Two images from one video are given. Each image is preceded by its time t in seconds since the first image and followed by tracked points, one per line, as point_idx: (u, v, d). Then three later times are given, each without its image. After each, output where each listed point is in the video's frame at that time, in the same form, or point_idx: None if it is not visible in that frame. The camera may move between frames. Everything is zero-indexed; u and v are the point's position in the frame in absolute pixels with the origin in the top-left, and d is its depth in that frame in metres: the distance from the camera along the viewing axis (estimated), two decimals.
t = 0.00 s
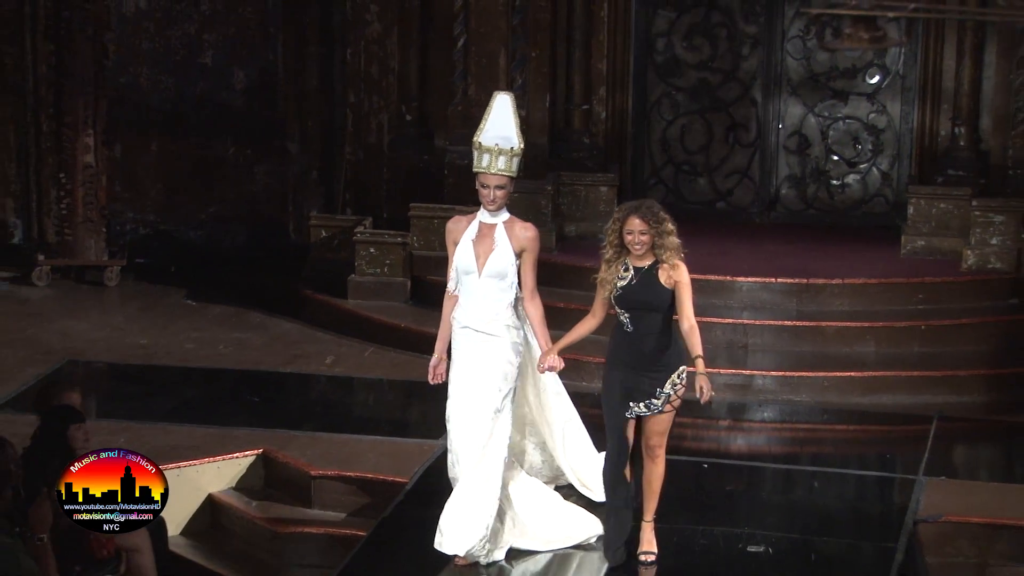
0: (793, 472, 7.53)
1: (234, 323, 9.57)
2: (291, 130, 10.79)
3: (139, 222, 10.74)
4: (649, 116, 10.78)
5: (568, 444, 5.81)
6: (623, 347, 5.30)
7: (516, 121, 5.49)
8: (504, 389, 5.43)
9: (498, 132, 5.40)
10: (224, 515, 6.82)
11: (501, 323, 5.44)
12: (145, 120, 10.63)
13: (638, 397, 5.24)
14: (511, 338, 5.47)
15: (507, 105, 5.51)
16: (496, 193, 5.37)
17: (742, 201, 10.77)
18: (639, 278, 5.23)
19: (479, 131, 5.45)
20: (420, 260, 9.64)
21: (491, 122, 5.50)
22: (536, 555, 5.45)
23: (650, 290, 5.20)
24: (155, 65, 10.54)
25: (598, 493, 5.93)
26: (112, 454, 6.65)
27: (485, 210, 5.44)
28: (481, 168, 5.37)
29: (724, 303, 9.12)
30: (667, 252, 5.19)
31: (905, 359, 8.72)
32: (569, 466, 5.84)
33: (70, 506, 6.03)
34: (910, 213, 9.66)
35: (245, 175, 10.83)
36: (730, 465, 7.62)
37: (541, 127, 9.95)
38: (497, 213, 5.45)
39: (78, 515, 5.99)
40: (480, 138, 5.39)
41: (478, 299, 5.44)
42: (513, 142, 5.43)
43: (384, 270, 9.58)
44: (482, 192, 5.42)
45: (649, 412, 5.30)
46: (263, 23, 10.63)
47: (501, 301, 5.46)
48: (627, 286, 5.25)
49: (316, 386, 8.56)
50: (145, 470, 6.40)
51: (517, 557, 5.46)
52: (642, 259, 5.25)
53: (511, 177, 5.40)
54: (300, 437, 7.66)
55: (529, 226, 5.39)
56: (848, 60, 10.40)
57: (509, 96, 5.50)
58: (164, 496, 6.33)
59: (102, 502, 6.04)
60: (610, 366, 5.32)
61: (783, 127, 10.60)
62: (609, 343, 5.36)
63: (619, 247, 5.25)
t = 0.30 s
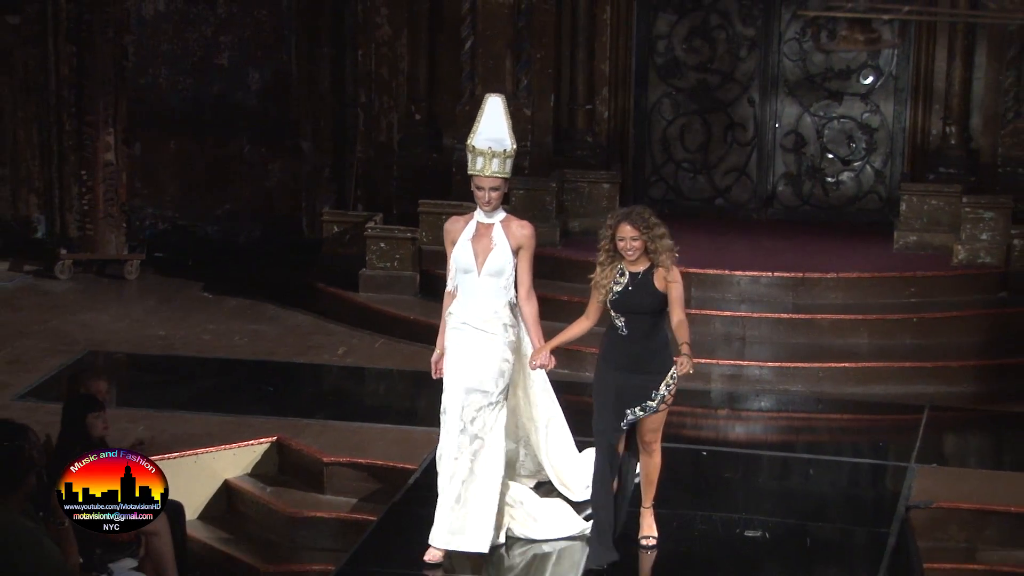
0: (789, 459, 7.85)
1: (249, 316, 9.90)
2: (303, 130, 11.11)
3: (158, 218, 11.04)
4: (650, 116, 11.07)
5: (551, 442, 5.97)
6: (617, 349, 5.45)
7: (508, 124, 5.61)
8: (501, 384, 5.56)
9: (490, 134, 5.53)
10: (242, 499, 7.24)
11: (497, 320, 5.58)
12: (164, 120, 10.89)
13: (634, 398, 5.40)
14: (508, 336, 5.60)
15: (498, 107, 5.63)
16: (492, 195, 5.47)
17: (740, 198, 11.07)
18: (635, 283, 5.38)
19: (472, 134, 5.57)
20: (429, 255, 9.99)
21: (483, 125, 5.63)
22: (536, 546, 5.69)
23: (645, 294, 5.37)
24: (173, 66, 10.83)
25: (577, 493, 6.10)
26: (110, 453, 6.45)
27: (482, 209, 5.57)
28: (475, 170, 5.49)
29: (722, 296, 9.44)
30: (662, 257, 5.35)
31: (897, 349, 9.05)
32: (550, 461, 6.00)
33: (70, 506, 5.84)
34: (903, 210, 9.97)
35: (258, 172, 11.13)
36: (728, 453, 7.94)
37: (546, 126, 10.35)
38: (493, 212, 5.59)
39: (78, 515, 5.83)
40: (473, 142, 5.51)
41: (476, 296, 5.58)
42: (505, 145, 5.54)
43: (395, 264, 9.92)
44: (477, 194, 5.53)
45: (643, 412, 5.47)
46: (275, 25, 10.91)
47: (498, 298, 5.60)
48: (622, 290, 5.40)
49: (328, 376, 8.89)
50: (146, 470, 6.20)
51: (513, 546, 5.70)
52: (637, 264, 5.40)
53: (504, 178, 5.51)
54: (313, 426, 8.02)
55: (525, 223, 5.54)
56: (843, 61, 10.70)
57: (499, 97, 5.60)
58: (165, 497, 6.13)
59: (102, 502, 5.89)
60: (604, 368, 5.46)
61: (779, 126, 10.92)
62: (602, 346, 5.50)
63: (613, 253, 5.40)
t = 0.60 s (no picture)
0: (788, 449, 8.10)
1: (262, 309, 10.16)
2: (314, 129, 11.35)
3: (173, 213, 11.25)
4: (652, 115, 11.29)
5: (543, 441, 6.34)
6: (611, 351, 5.67)
7: (504, 131, 5.98)
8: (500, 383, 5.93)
9: (487, 142, 5.89)
10: (253, 484, 7.59)
11: (497, 322, 5.94)
12: (180, 118, 11.15)
13: (628, 400, 5.62)
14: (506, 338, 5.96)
15: (494, 114, 5.99)
16: (491, 201, 5.80)
17: (741, 194, 11.31)
18: (629, 286, 5.62)
19: (469, 142, 5.94)
20: (438, 249, 10.23)
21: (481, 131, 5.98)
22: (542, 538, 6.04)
23: (640, 296, 5.61)
24: (188, 65, 11.07)
25: (564, 495, 6.40)
26: (112, 453, 6.64)
27: (484, 216, 5.93)
28: (474, 178, 5.87)
29: (723, 290, 9.67)
30: (656, 260, 5.60)
31: (894, 342, 9.29)
32: (542, 459, 6.35)
33: (70, 506, 6.16)
34: (900, 206, 10.21)
35: (271, 169, 11.38)
36: (729, 443, 8.18)
37: (553, 122, 10.81)
38: (493, 219, 5.95)
39: (79, 515, 6.15)
40: (471, 150, 5.88)
41: (478, 300, 5.94)
42: (502, 151, 5.92)
43: (404, 259, 10.16)
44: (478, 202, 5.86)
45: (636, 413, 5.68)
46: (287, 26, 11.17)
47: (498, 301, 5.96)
48: (617, 293, 5.63)
49: (339, 367, 9.16)
50: (145, 470, 6.43)
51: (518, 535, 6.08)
52: (631, 267, 5.64)
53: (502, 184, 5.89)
54: (325, 416, 8.30)
55: (526, 229, 5.91)
56: (842, 61, 10.93)
57: (494, 106, 5.99)
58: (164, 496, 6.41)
59: (102, 502, 6.23)
60: (598, 370, 5.67)
61: (779, 125, 11.15)
62: (597, 347, 5.72)
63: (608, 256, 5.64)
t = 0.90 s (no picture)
0: (791, 434, 8.41)
1: (282, 297, 10.50)
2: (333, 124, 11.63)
3: (197, 205, 11.66)
4: (659, 110, 11.59)
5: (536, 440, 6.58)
6: (609, 343, 5.98)
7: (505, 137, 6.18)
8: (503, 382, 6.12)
9: (490, 147, 6.09)
10: (277, 468, 7.98)
11: (500, 323, 6.14)
12: (204, 112, 11.54)
13: (623, 394, 5.92)
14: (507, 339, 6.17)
15: (494, 121, 6.20)
16: (495, 204, 6.03)
17: (745, 187, 11.63)
18: (624, 281, 5.90)
19: (471, 147, 6.15)
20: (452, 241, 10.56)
21: (483, 137, 6.18)
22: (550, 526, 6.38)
23: (635, 291, 5.89)
24: (211, 63, 11.46)
25: (556, 487, 6.69)
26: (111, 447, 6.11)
27: (488, 220, 6.14)
28: (478, 182, 6.07)
29: (728, 280, 10.00)
30: (650, 256, 5.88)
31: (894, 330, 9.61)
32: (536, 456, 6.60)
33: (69, 506, 5.77)
34: (900, 199, 10.52)
35: (290, 163, 11.74)
36: (734, 429, 8.50)
37: (564, 118, 11.10)
38: (497, 222, 6.17)
39: (78, 515, 5.81)
40: (474, 155, 6.08)
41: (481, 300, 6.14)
42: (503, 156, 6.13)
43: (419, 249, 10.53)
44: (482, 206, 6.07)
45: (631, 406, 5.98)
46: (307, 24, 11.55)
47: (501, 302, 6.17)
48: (614, 287, 5.93)
49: (357, 354, 9.51)
50: (145, 470, 6.09)
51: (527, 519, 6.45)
52: (626, 262, 5.92)
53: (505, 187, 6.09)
54: (344, 401, 8.65)
55: (528, 232, 6.12)
56: (843, 59, 11.25)
57: (494, 112, 6.20)
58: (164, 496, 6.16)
59: (103, 502, 5.91)
60: (597, 362, 6.00)
61: (783, 121, 11.45)
62: (596, 339, 6.04)
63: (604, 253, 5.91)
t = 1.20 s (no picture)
0: (795, 423, 8.66)
1: (298, 289, 10.77)
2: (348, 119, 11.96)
3: (214, 198, 11.89)
4: (666, 105, 11.81)
5: (536, 431, 6.80)
6: (612, 333, 6.22)
7: (509, 131, 6.36)
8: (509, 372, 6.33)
9: (494, 143, 6.26)
10: (292, 455, 8.27)
11: (506, 314, 6.35)
12: (219, 108, 11.78)
13: (626, 381, 6.12)
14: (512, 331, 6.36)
15: (498, 116, 6.37)
16: (500, 199, 6.24)
17: (750, 181, 11.87)
18: (626, 272, 6.14)
19: (475, 142, 6.32)
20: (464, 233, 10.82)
21: (486, 133, 6.37)
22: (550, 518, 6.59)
23: (636, 282, 6.12)
24: (229, 60, 11.72)
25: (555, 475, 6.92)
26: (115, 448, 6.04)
27: (492, 213, 6.34)
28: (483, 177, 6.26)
29: (733, 272, 10.24)
30: (650, 248, 6.12)
31: (895, 321, 9.85)
32: (535, 444, 6.81)
33: (69, 506, 5.74)
34: (901, 193, 10.76)
35: (304, 157, 12.00)
36: (739, 417, 8.74)
37: (574, 115, 11.38)
38: (502, 215, 6.35)
39: (80, 516, 5.83)
40: (478, 150, 6.25)
41: (487, 292, 6.34)
42: (507, 151, 6.31)
43: (432, 242, 10.79)
44: (487, 200, 6.28)
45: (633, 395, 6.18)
46: (322, 22, 11.79)
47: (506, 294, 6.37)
48: (616, 278, 6.16)
49: (370, 343, 9.78)
50: (145, 470, 6.11)
51: (528, 506, 6.70)
52: (628, 255, 6.16)
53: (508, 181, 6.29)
54: (359, 390, 8.93)
55: (533, 224, 6.31)
56: (846, 56, 11.47)
57: (497, 106, 6.36)
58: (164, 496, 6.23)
59: (106, 503, 5.99)
60: (601, 351, 6.23)
61: (787, 116, 11.68)
62: (599, 331, 6.27)
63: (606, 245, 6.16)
